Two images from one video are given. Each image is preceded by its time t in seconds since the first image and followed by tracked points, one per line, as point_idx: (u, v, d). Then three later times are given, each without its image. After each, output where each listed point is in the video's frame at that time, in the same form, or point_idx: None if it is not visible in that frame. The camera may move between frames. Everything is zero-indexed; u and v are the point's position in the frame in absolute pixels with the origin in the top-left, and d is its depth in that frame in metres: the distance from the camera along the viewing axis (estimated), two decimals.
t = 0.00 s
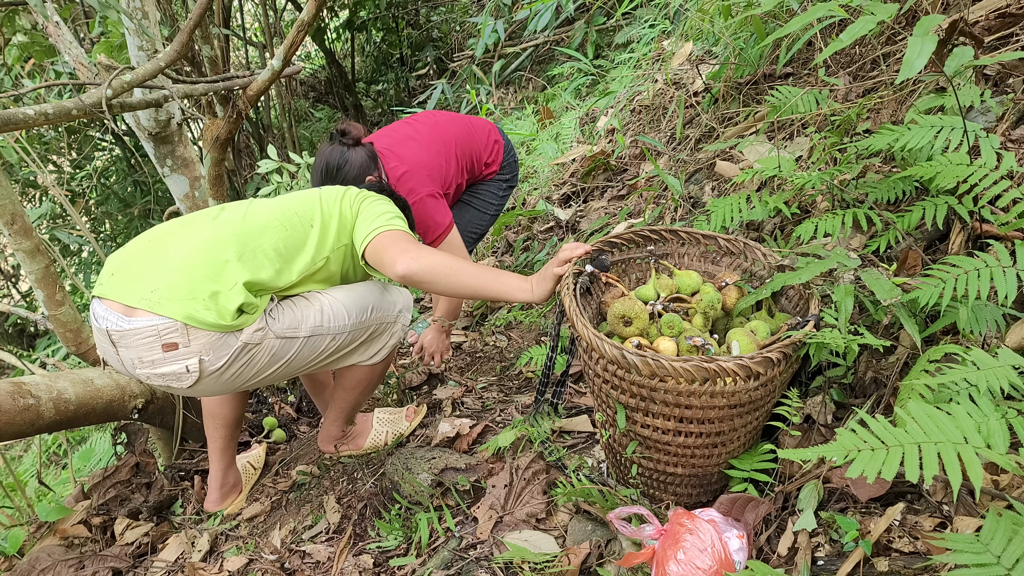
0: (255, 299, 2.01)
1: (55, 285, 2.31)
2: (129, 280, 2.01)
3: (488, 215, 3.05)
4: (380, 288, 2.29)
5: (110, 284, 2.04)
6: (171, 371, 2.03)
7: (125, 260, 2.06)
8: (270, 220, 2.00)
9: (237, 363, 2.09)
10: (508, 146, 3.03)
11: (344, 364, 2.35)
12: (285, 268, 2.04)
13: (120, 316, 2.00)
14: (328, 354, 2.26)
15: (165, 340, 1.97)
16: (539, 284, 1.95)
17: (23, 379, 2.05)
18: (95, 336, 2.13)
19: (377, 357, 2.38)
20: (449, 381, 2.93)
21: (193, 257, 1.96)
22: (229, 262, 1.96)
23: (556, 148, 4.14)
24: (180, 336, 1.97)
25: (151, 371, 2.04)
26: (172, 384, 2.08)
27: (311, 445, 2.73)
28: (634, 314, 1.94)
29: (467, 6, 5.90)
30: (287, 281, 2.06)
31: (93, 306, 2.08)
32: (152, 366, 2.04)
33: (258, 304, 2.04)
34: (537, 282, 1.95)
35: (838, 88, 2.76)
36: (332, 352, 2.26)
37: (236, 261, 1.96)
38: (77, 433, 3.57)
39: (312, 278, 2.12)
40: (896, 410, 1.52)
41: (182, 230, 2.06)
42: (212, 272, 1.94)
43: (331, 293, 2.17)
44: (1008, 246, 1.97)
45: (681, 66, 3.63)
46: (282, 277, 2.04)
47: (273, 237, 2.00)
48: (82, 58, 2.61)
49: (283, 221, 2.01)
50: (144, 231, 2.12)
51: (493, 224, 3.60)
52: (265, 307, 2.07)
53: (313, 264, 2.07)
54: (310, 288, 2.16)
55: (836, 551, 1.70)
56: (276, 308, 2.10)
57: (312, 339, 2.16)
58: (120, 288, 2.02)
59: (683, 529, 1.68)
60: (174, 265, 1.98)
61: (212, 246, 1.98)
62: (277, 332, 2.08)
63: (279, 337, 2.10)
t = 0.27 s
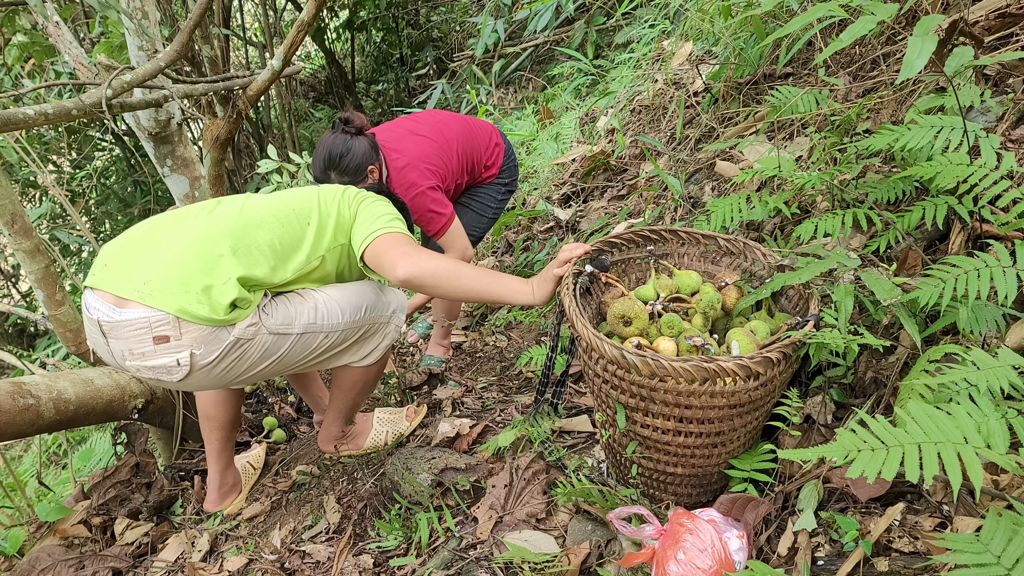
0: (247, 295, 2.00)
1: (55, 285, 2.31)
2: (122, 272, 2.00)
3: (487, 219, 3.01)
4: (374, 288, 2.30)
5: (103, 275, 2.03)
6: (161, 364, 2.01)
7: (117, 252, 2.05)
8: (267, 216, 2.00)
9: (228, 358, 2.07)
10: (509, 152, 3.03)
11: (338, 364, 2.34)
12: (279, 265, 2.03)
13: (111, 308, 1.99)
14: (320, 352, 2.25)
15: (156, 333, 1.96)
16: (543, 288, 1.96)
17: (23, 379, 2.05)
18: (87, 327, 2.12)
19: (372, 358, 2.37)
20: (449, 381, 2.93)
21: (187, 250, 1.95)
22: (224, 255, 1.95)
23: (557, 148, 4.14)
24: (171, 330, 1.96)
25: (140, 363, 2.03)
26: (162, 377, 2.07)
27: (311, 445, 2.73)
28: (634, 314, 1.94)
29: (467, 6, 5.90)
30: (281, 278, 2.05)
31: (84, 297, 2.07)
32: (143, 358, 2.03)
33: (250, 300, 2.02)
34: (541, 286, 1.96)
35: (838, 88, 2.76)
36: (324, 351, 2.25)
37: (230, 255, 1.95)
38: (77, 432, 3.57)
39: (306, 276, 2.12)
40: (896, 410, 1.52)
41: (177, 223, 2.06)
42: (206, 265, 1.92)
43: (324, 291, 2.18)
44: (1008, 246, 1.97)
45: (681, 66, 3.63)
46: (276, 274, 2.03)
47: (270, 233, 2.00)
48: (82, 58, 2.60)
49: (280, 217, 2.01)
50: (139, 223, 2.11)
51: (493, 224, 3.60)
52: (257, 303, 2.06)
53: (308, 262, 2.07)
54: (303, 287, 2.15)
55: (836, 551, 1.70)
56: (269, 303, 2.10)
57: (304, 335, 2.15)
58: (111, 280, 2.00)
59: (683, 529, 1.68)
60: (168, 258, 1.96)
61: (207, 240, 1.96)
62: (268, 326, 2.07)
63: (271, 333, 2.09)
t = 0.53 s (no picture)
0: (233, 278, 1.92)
1: (55, 285, 2.31)
2: (101, 243, 1.90)
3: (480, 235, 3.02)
4: (364, 288, 2.26)
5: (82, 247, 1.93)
6: (138, 342, 1.92)
7: (97, 223, 1.95)
8: (258, 196, 1.92)
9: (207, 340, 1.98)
10: (510, 167, 3.02)
11: (323, 363, 2.29)
12: (268, 249, 1.96)
13: (89, 280, 1.90)
14: (303, 347, 2.19)
15: (135, 310, 1.87)
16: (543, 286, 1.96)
17: (23, 379, 2.05)
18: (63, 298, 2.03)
19: (356, 361, 2.32)
20: (449, 381, 2.93)
21: (171, 225, 1.85)
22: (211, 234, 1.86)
23: (557, 148, 4.13)
24: (150, 306, 1.87)
25: (118, 339, 1.95)
26: (137, 354, 1.98)
27: (311, 445, 2.73)
28: (634, 314, 1.94)
29: (467, 5, 5.90)
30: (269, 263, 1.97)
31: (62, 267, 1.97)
32: (119, 333, 1.94)
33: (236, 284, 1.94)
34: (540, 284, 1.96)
35: (838, 88, 2.76)
36: (308, 344, 2.19)
37: (217, 234, 1.86)
38: (77, 432, 3.57)
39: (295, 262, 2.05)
40: (896, 410, 1.52)
41: (161, 195, 1.95)
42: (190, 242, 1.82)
43: (315, 284, 2.13)
44: (1008, 246, 1.97)
45: (681, 66, 3.63)
46: (264, 258, 1.96)
47: (260, 214, 1.91)
48: (82, 58, 2.60)
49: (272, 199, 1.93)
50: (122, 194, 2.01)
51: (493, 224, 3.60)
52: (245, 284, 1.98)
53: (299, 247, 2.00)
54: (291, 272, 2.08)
55: (836, 551, 1.70)
56: (256, 287, 2.02)
57: (287, 326, 2.08)
58: (90, 253, 1.90)
59: (683, 529, 1.68)
60: (150, 232, 1.86)
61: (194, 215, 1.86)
62: (254, 311, 1.99)
63: (255, 319, 2.01)
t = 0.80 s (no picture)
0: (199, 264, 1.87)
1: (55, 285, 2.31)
2: (71, 227, 1.86)
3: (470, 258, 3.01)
4: (345, 293, 2.24)
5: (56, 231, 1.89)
6: (102, 329, 1.88)
7: (70, 205, 1.91)
8: (225, 176, 1.83)
9: (174, 331, 1.94)
10: (513, 193, 2.97)
11: (299, 364, 2.26)
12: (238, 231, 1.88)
13: (62, 264, 1.86)
14: (274, 346, 2.14)
15: (100, 297, 1.83)
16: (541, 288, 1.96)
17: (22, 379, 2.05)
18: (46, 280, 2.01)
19: (333, 365, 2.29)
20: (449, 382, 2.93)
21: (133, 209, 1.79)
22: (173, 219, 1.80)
23: (556, 148, 4.13)
24: (115, 295, 1.83)
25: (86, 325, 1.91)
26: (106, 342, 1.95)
27: (311, 445, 2.73)
28: (634, 314, 1.94)
29: (467, 6, 5.90)
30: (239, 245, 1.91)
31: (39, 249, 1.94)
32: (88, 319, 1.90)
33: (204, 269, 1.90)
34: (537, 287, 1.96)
35: (838, 88, 2.76)
36: (281, 344, 2.15)
37: (181, 218, 1.80)
38: (77, 432, 3.58)
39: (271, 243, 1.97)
40: (895, 410, 1.52)
41: (127, 174, 1.87)
42: (149, 230, 1.76)
43: (293, 285, 2.10)
44: (1008, 246, 1.97)
45: (681, 66, 3.63)
46: (234, 240, 1.89)
47: (226, 193, 1.83)
48: (82, 58, 2.60)
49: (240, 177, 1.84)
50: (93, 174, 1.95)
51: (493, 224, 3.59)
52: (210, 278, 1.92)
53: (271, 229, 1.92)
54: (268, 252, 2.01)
55: (836, 551, 1.70)
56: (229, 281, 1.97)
57: (257, 324, 2.04)
58: (61, 235, 1.87)
59: (683, 529, 1.68)
60: (113, 215, 1.80)
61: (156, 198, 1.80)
62: (224, 306, 1.95)
63: (224, 314, 1.96)
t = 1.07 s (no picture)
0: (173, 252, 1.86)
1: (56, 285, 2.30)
2: (58, 209, 1.90)
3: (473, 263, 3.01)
4: (335, 316, 2.22)
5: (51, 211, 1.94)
6: (75, 313, 1.91)
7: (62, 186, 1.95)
8: (188, 161, 1.79)
9: (143, 324, 1.94)
10: (514, 202, 2.97)
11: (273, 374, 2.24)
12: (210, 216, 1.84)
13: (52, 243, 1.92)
14: (249, 356, 2.12)
15: (72, 282, 1.87)
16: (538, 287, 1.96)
17: (22, 379, 2.05)
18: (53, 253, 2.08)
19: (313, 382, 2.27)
20: (449, 381, 2.92)
21: (99, 199, 1.80)
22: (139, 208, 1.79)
23: (556, 148, 4.13)
24: (85, 281, 1.86)
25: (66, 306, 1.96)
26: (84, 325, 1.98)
27: (311, 445, 2.73)
28: (634, 314, 1.94)
29: (467, 6, 5.89)
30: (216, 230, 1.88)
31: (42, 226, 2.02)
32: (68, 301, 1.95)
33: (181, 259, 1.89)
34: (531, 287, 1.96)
35: (838, 88, 2.76)
36: (254, 355, 2.12)
37: (145, 206, 1.79)
38: (77, 432, 3.58)
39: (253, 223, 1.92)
40: (896, 410, 1.52)
41: (106, 155, 1.87)
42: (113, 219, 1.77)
43: (279, 299, 2.09)
44: (1008, 246, 1.97)
45: (681, 66, 3.63)
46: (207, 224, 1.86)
47: (191, 178, 1.79)
48: (82, 58, 2.60)
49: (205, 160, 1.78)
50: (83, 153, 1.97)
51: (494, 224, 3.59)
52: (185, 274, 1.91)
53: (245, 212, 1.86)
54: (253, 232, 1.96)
55: (836, 551, 1.70)
56: (211, 281, 1.97)
57: (230, 332, 2.02)
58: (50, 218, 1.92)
59: (683, 529, 1.68)
60: (86, 202, 1.82)
61: (122, 186, 1.79)
62: (197, 307, 1.94)
63: (198, 315, 1.95)
